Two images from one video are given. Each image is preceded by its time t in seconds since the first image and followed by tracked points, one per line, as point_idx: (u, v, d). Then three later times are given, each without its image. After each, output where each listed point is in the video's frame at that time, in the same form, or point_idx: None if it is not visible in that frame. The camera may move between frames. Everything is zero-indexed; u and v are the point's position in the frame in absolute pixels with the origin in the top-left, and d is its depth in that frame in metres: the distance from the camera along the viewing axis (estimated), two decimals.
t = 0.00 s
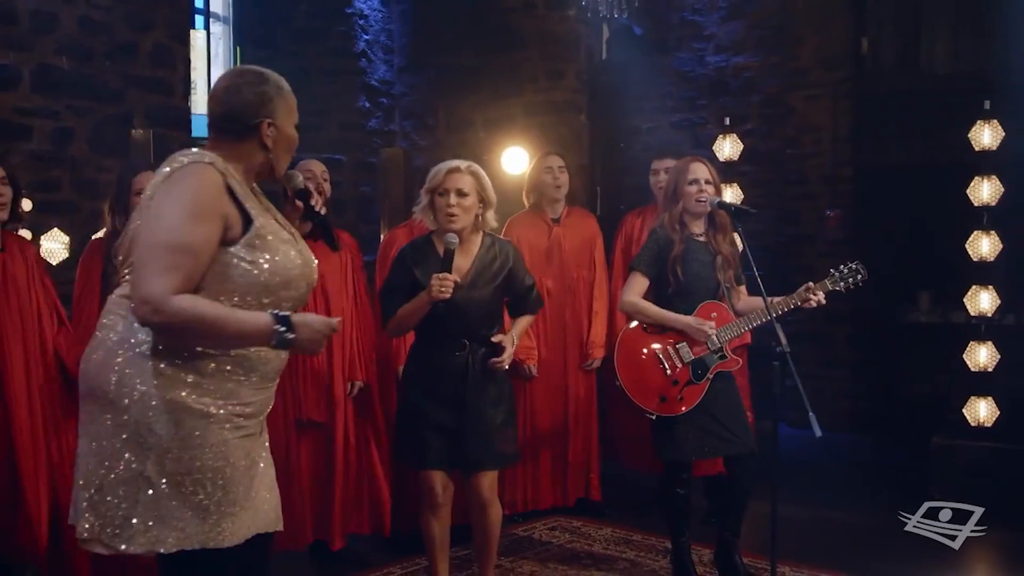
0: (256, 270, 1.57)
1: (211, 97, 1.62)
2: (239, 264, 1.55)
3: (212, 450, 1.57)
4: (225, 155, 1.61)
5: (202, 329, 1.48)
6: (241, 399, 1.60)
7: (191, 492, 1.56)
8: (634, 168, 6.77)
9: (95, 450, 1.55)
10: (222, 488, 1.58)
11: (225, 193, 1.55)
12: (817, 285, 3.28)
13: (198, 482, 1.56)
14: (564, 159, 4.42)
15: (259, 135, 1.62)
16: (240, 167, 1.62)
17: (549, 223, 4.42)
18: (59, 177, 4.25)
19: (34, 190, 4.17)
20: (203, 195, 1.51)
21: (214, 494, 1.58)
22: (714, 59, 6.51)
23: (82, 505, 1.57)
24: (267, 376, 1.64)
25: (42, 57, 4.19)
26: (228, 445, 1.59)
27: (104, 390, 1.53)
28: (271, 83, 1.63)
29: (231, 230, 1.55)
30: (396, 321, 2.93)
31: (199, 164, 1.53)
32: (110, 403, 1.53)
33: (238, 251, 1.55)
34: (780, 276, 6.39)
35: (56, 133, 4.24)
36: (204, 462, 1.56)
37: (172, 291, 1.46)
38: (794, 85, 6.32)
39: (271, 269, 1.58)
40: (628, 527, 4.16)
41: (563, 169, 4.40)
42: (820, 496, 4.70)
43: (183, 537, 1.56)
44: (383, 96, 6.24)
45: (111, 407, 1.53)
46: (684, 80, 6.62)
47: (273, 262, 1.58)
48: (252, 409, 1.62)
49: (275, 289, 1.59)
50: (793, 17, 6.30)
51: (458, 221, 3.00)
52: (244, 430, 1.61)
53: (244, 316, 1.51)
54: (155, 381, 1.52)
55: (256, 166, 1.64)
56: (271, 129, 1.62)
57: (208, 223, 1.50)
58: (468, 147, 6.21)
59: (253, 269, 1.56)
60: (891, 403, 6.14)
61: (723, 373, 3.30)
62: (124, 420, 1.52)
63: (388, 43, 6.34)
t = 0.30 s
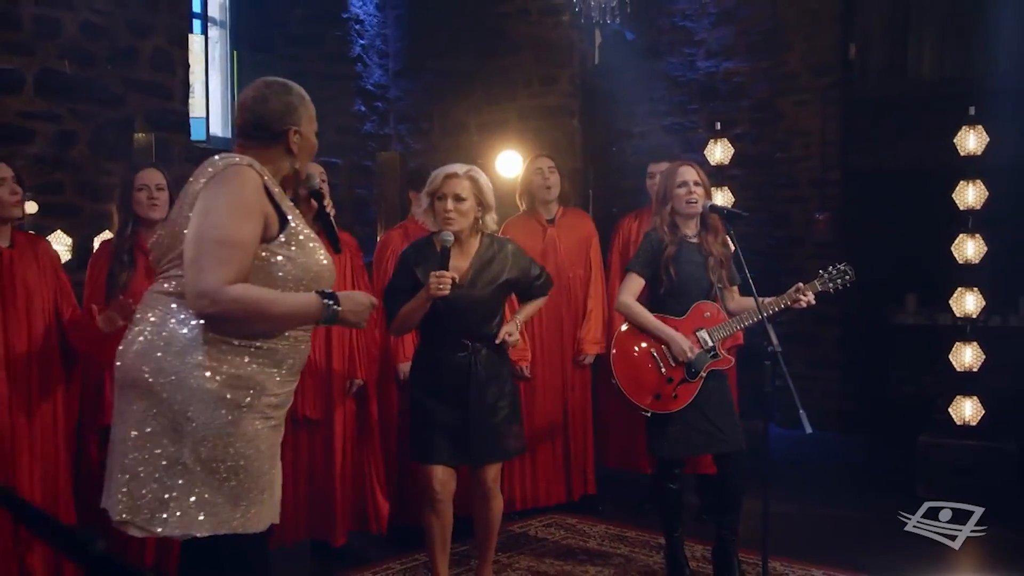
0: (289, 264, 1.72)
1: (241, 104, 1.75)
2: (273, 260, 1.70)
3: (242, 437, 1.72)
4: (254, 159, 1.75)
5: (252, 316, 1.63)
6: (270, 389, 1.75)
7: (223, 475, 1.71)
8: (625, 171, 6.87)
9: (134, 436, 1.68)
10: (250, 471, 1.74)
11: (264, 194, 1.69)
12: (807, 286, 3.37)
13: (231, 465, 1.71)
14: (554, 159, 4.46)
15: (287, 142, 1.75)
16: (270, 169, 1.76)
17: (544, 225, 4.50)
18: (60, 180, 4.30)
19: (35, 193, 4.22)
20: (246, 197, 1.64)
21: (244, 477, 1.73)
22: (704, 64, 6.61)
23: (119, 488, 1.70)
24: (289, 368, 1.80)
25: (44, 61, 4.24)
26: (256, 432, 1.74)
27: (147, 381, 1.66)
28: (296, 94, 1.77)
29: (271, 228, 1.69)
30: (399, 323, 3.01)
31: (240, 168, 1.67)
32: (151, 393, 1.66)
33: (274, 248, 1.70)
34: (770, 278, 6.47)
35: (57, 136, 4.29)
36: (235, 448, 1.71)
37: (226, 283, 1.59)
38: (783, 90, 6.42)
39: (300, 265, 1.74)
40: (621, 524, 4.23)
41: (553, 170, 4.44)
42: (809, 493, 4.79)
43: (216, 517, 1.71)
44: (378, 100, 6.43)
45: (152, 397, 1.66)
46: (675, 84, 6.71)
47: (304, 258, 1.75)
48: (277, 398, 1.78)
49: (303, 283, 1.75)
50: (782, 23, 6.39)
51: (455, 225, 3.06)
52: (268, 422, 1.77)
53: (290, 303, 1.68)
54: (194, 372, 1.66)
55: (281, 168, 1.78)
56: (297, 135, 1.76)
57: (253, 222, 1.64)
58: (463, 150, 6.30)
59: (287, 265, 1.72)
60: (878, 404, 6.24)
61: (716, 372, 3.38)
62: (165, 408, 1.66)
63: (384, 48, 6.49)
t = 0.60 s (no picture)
0: (311, 271, 1.82)
1: (268, 121, 1.88)
2: (297, 266, 1.80)
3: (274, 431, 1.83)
4: (281, 170, 1.87)
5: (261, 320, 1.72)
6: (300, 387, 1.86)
7: (260, 467, 1.81)
8: (622, 177, 6.95)
9: (177, 430, 1.81)
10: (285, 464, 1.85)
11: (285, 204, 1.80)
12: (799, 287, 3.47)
13: (266, 458, 1.82)
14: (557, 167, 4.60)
15: (311, 153, 1.87)
16: (299, 181, 1.88)
17: (545, 229, 4.60)
18: (70, 184, 4.39)
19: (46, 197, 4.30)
20: (266, 205, 1.76)
21: (279, 470, 1.83)
22: (701, 69, 6.71)
23: (168, 480, 1.82)
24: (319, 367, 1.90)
25: (56, 68, 4.33)
26: (288, 426, 1.85)
27: (184, 379, 1.78)
28: (319, 109, 1.89)
29: (291, 235, 1.80)
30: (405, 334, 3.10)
31: (263, 178, 1.79)
32: (189, 391, 1.78)
33: (296, 254, 1.80)
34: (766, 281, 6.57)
35: (68, 142, 4.37)
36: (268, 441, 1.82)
37: (239, 285, 1.71)
38: (778, 94, 6.53)
39: (324, 271, 1.83)
40: (620, 519, 4.34)
41: (556, 177, 4.58)
42: (803, 490, 4.89)
43: (254, 507, 1.81)
44: (379, 104, 6.43)
45: (189, 395, 1.78)
46: (672, 88, 6.81)
47: (325, 266, 1.84)
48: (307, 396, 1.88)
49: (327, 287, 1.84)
50: (778, 29, 6.50)
51: (460, 239, 3.16)
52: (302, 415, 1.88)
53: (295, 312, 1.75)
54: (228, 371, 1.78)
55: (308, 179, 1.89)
56: (320, 147, 1.88)
57: (273, 227, 1.76)
58: (461, 154, 6.41)
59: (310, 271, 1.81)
60: (872, 403, 6.35)
61: (711, 371, 3.47)
62: (202, 405, 1.78)
63: (385, 53, 6.49)
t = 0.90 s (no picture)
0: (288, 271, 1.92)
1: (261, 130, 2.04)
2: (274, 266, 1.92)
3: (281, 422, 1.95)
4: (267, 177, 2.02)
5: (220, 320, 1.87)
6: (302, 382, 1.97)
7: (267, 455, 1.94)
8: (617, 177, 7.05)
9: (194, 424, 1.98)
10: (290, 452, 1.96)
11: (260, 211, 1.93)
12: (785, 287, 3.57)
13: (270, 447, 1.94)
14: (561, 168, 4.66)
15: (291, 153, 2.01)
16: (283, 184, 2.01)
17: (541, 227, 4.72)
18: (76, 185, 4.48)
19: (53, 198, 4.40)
20: (234, 213, 1.90)
21: (287, 459, 1.95)
22: (694, 71, 6.81)
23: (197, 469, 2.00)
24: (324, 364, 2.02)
25: (62, 72, 4.43)
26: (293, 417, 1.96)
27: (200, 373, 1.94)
28: (299, 110, 2.02)
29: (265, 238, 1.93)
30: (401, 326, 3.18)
31: (238, 187, 1.94)
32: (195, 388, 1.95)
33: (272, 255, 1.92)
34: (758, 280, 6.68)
35: (74, 144, 4.47)
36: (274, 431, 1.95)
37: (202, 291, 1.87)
38: (769, 96, 6.64)
39: (303, 272, 1.93)
40: (612, 512, 4.46)
41: (559, 178, 4.65)
42: (792, 484, 5.01)
43: (256, 495, 1.93)
44: (377, 106, 6.49)
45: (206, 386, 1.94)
46: (665, 90, 6.90)
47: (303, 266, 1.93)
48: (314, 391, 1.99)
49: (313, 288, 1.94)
50: (769, 31, 6.61)
51: (477, 230, 3.24)
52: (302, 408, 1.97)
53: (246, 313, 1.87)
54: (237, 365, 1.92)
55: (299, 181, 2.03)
56: (299, 145, 2.01)
57: (237, 233, 1.89)
58: (459, 155, 6.51)
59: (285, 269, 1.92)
60: (861, 399, 6.47)
61: (699, 368, 3.58)
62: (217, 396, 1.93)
63: (383, 55, 6.66)
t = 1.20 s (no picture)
0: (245, 259, 2.00)
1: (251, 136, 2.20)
2: (234, 254, 2.01)
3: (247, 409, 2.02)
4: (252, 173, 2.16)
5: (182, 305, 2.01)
6: (275, 374, 2.04)
7: (232, 439, 2.02)
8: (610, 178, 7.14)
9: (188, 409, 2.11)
10: (253, 440, 2.02)
11: (229, 206, 2.05)
12: (773, 283, 3.67)
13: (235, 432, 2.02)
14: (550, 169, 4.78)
15: (262, 148, 2.13)
16: (265, 179, 2.14)
17: (535, 228, 4.79)
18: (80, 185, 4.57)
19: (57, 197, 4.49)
20: (203, 210, 2.03)
21: (258, 447, 2.02)
22: (686, 73, 6.91)
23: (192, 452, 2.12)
24: (297, 358, 2.07)
25: (66, 74, 4.52)
26: (257, 406, 2.02)
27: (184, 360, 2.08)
28: (270, 108, 2.14)
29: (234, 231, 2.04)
30: (410, 322, 3.18)
31: (213, 185, 2.07)
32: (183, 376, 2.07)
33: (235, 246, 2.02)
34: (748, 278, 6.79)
35: (77, 144, 4.55)
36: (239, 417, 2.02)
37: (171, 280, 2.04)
38: (760, 98, 6.75)
39: (258, 261, 1.99)
40: (605, 505, 4.56)
41: (548, 179, 4.75)
42: (780, 478, 5.11)
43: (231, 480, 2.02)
44: (374, 107, 6.57)
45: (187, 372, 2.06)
46: (657, 92, 7.01)
47: (261, 256, 2.00)
48: (282, 381, 2.05)
49: (268, 277, 1.99)
50: (760, 35, 6.72)
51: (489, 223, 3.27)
52: (276, 400, 2.04)
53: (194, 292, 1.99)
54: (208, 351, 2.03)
55: (285, 178, 2.14)
56: (270, 140, 2.13)
57: (204, 230, 2.02)
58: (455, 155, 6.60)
59: (241, 258, 2.00)
60: (850, 395, 6.58)
61: (690, 362, 3.68)
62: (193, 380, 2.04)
63: (380, 56, 6.69)
